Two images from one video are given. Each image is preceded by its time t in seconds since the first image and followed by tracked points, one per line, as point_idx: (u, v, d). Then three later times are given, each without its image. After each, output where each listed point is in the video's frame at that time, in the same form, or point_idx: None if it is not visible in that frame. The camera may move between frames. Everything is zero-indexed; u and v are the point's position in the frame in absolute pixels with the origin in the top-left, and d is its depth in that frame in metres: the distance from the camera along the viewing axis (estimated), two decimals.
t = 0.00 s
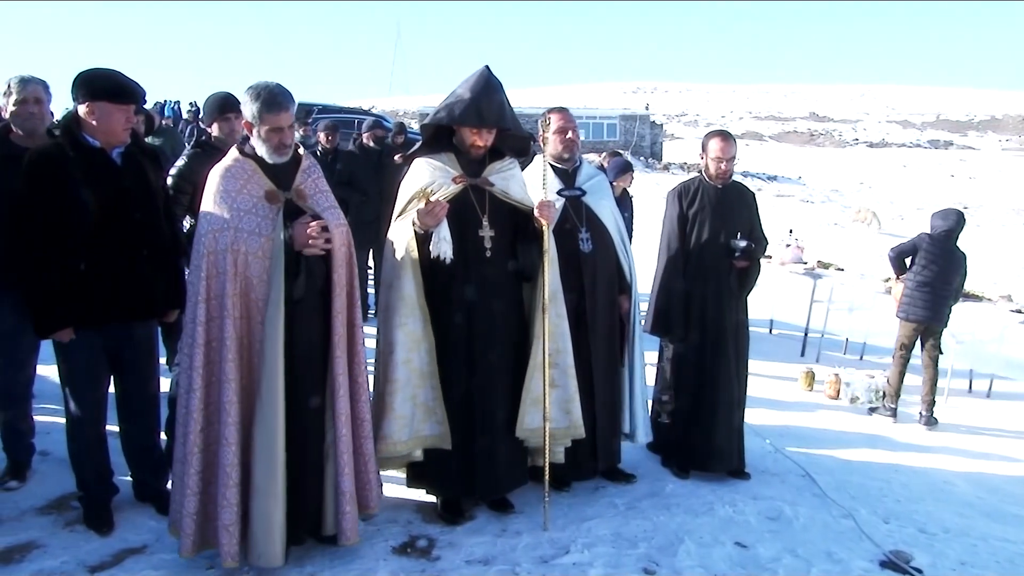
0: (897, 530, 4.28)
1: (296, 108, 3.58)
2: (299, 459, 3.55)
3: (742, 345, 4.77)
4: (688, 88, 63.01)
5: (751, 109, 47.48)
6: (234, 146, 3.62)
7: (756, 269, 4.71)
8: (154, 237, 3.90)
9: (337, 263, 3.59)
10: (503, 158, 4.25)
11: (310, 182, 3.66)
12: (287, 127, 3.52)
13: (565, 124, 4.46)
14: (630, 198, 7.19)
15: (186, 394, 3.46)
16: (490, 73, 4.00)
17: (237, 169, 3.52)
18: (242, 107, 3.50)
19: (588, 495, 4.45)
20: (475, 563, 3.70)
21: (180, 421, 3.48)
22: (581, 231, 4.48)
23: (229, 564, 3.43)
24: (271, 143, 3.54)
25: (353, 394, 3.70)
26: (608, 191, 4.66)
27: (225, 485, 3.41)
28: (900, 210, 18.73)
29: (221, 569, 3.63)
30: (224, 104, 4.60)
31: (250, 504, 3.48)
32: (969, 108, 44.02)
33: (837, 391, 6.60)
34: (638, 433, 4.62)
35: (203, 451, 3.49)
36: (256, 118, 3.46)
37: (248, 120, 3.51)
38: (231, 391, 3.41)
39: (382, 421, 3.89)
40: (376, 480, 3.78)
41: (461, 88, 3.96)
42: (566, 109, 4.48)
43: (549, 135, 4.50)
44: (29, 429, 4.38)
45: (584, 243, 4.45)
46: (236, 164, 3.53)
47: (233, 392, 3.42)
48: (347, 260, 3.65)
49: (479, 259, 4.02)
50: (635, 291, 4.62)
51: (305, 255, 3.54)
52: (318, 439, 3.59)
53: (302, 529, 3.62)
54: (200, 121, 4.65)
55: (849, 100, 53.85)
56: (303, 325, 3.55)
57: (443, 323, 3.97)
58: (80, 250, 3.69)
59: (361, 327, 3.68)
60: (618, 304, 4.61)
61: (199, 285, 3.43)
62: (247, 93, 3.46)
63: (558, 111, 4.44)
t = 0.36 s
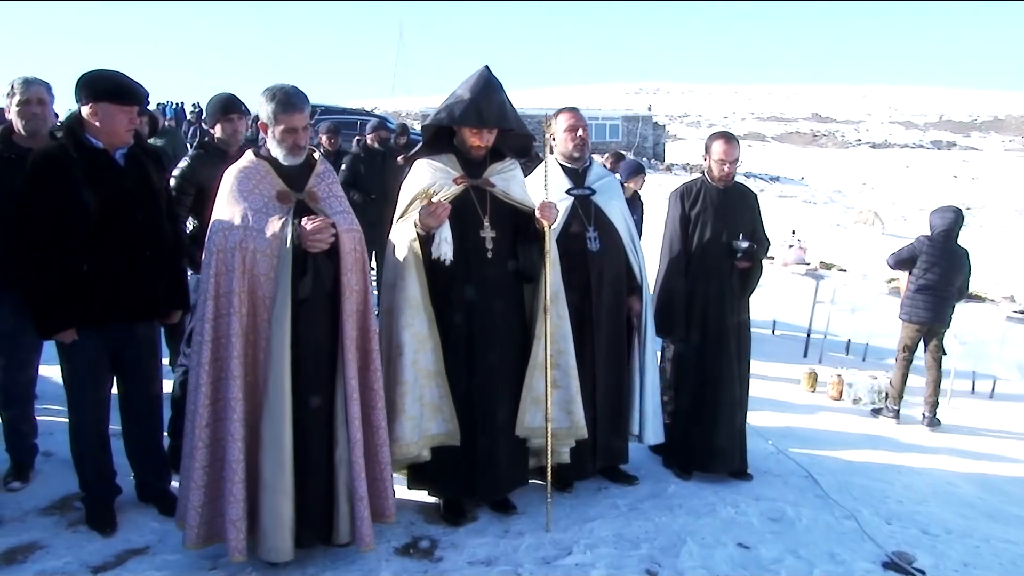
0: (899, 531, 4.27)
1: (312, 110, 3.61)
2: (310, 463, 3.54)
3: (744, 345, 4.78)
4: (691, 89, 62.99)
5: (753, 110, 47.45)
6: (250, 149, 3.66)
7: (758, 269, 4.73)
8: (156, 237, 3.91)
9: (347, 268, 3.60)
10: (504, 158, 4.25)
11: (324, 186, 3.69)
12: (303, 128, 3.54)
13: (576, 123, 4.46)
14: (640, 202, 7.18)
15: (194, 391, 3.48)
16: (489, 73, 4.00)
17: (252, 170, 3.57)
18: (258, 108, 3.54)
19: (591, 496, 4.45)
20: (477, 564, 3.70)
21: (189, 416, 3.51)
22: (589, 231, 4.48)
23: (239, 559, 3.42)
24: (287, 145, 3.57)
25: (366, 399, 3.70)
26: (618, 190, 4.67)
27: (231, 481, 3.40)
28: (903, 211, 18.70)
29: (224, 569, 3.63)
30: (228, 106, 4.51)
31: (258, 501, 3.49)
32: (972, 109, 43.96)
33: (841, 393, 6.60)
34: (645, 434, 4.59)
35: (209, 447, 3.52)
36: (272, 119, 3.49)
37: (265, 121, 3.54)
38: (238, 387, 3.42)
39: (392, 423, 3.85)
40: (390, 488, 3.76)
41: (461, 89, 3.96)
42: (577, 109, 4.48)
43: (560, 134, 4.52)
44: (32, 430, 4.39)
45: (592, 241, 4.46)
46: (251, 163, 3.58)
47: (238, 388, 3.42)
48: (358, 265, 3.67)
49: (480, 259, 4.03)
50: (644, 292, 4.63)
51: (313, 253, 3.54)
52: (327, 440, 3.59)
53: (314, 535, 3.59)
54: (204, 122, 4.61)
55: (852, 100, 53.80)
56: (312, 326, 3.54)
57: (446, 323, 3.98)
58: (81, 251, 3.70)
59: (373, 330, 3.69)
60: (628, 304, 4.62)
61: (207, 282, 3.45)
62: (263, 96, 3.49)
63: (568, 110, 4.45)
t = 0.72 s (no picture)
0: (900, 532, 4.28)
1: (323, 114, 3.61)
2: (316, 467, 3.55)
3: (745, 346, 4.78)
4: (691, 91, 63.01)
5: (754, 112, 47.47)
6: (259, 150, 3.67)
7: (758, 271, 4.74)
8: (156, 238, 3.92)
9: (350, 273, 3.59)
10: (503, 161, 4.25)
11: (331, 190, 3.68)
12: (313, 132, 3.56)
13: (586, 124, 4.47)
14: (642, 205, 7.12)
15: (206, 391, 3.48)
16: (486, 74, 4.00)
17: (260, 171, 3.57)
18: (270, 111, 3.54)
19: (591, 499, 4.45)
20: (478, 566, 3.70)
21: (202, 416, 3.51)
22: (597, 233, 4.48)
23: (251, 558, 3.45)
24: (296, 148, 3.59)
25: (369, 405, 3.70)
26: (627, 194, 4.65)
27: (243, 480, 3.43)
28: (903, 212, 18.71)
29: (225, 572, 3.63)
30: (240, 108, 4.52)
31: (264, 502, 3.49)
32: (973, 111, 43.97)
33: (840, 394, 6.64)
34: (656, 438, 4.59)
35: (225, 446, 3.51)
36: (284, 121, 3.50)
37: (276, 123, 3.55)
38: (247, 388, 3.43)
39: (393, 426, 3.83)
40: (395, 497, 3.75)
41: (460, 91, 3.96)
42: (588, 110, 4.51)
43: (570, 135, 4.53)
44: (33, 432, 4.39)
45: (599, 244, 4.46)
46: (260, 166, 3.57)
47: (248, 389, 3.44)
48: (362, 271, 3.66)
49: (479, 261, 4.03)
50: (653, 295, 4.62)
51: (317, 255, 3.54)
52: (329, 445, 3.58)
53: (317, 539, 3.59)
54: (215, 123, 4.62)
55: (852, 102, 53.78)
56: (316, 330, 3.55)
57: (446, 325, 3.99)
58: (82, 252, 3.70)
59: (376, 337, 3.67)
60: (636, 308, 4.62)
61: (215, 284, 3.46)
62: (275, 99, 3.50)
63: (578, 112, 4.48)
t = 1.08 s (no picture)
0: (903, 534, 4.27)
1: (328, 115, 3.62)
2: (321, 468, 3.56)
3: (747, 345, 4.78)
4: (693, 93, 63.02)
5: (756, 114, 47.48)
6: (262, 151, 3.67)
7: (761, 273, 4.72)
8: (156, 239, 3.94)
9: (355, 276, 3.61)
10: (505, 163, 4.25)
11: (334, 192, 3.69)
12: (318, 133, 3.58)
13: (598, 127, 4.46)
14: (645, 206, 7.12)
15: (210, 392, 3.48)
16: (489, 77, 4.00)
17: (265, 172, 3.56)
18: (276, 112, 3.56)
19: (594, 500, 4.46)
20: (480, 568, 3.71)
21: (206, 418, 3.51)
22: (604, 236, 4.47)
23: (253, 561, 3.44)
24: (301, 149, 3.60)
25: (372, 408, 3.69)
26: (634, 197, 4.64)
27: (246, 482, 3.43)
28: (906, 214, 18.69)
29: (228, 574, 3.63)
30: (260, 111, 4.58)
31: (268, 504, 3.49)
32: (975, 112, 43.94)
33: (843, 396, 6.63)
34: (668, 444, 4.62)
35: (230, 449, 3.51)
36: (289, 122, 3.51)
37: (282, 124, 3.55)
38: (251, 391, 3.43)
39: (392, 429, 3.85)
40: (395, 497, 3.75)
41: (461, 93, 3.96)
42: (599, 113, 4.49)
43: (582, 138, 4.50)
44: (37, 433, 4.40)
45: (607, 247, 4.46)
46: (264, 166, 3.57)
47: (253, 391, 3.44)
48: (365, 274, 3.68)
49: (484, 263, 4.03)
50: (659, 299, 4.62)
51: (321, 258, 3.57)
52: (333, 446, 3.59)
53: (322, 539, 3.60)
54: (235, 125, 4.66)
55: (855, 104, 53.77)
56: (320, 332, 3.56)
57: (449, 328, 3.99)
58: (84, 253, 3.70)
59: (377, 338, 3.67)
60: (644, 311, 4.61)
61: (219, 285, 3.46)
62: (281, 99, 3.51)
63: (590, 114, 4.44)
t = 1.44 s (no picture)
0: (909, 536, 4.26)
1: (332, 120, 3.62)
2: (328, 467, 3.57)
3: (753, 348, 4.76)
4: (698, 93, 62.92)
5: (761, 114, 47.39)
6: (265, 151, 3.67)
7: (767, 274, 4.70)
8: (165, 240, 3.94)
9: (358, 277, 3.63)
10: (511, 164, 4.24)
11: (336, 193, 3.69)
12: (320, 139, 3.57)
13: (604, 128, 4.44)
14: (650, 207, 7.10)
15: (210, 394, 3.49)
16: (497, 78, 4.00)
17: (267, 174, 3.56)
18: (280, 113, 3.56)
19: (600, 501, 4.45)
20: (486, 568, 3.71)
21: (206, 420, 3.51)
22: (609, 237, 4.48)
23: (259, 561, 3.43)
24: (302, 153, 3.60)
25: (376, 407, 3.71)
26: (638, 198, 4.64)
27: (251, 484, 3.42)
28: (912, 215, 18.65)
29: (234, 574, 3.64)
30: (254, 111, 4.55)
31: (274, 504, 3.49)
32: (981, 113, 43.79)
33: (849, 397, 6.63)
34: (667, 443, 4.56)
35: (227, 450, 3.52)
36: (293, 125, 3.51)
37: (285, 126, 3.55)
38: (255, 392, 3.43)
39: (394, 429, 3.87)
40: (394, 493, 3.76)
41: (470, 93, 3.95)
42: (605, 114, 4.47)
43: (586, 138, 4.50)
44: (45, 432, 4.41)
45: (611, 248, 4.46)
46: (266, 167, 3.57)
47: (256, 393, 3.44)
48: (367, 275, 3.69)
49: (491, 264, 4.03)
50: (662, 300, 4.62)
51: (323, 260, 3.58)
52: (338, 446, 3.60)
53: (329, 537, 3.61)
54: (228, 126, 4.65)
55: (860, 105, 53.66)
56: (324, 333, 3.57)
57: (454, 328, 3.99)
58: (92, 254, 3.73)
59: (381, 339, 3.68)
60: (648, 312, 4.61)
61: (221, 287, 3.46)
62: (286, 100, 3.51)
63: (596, 115, 4.43)
